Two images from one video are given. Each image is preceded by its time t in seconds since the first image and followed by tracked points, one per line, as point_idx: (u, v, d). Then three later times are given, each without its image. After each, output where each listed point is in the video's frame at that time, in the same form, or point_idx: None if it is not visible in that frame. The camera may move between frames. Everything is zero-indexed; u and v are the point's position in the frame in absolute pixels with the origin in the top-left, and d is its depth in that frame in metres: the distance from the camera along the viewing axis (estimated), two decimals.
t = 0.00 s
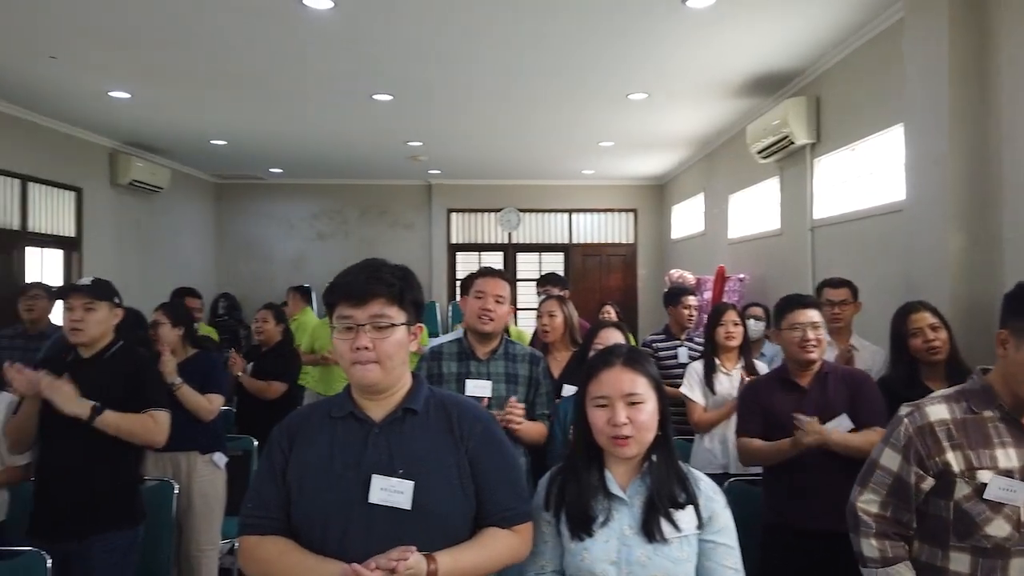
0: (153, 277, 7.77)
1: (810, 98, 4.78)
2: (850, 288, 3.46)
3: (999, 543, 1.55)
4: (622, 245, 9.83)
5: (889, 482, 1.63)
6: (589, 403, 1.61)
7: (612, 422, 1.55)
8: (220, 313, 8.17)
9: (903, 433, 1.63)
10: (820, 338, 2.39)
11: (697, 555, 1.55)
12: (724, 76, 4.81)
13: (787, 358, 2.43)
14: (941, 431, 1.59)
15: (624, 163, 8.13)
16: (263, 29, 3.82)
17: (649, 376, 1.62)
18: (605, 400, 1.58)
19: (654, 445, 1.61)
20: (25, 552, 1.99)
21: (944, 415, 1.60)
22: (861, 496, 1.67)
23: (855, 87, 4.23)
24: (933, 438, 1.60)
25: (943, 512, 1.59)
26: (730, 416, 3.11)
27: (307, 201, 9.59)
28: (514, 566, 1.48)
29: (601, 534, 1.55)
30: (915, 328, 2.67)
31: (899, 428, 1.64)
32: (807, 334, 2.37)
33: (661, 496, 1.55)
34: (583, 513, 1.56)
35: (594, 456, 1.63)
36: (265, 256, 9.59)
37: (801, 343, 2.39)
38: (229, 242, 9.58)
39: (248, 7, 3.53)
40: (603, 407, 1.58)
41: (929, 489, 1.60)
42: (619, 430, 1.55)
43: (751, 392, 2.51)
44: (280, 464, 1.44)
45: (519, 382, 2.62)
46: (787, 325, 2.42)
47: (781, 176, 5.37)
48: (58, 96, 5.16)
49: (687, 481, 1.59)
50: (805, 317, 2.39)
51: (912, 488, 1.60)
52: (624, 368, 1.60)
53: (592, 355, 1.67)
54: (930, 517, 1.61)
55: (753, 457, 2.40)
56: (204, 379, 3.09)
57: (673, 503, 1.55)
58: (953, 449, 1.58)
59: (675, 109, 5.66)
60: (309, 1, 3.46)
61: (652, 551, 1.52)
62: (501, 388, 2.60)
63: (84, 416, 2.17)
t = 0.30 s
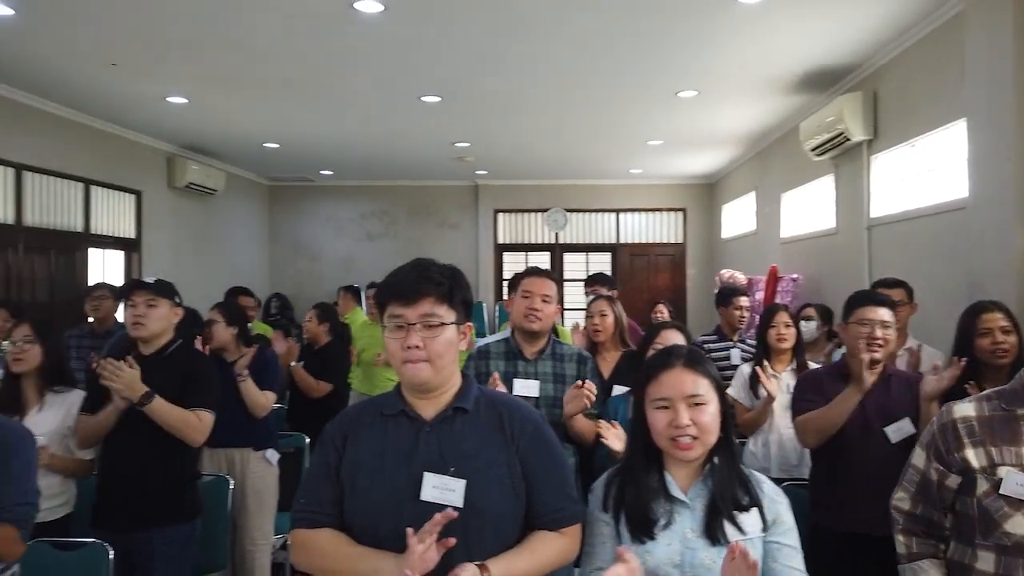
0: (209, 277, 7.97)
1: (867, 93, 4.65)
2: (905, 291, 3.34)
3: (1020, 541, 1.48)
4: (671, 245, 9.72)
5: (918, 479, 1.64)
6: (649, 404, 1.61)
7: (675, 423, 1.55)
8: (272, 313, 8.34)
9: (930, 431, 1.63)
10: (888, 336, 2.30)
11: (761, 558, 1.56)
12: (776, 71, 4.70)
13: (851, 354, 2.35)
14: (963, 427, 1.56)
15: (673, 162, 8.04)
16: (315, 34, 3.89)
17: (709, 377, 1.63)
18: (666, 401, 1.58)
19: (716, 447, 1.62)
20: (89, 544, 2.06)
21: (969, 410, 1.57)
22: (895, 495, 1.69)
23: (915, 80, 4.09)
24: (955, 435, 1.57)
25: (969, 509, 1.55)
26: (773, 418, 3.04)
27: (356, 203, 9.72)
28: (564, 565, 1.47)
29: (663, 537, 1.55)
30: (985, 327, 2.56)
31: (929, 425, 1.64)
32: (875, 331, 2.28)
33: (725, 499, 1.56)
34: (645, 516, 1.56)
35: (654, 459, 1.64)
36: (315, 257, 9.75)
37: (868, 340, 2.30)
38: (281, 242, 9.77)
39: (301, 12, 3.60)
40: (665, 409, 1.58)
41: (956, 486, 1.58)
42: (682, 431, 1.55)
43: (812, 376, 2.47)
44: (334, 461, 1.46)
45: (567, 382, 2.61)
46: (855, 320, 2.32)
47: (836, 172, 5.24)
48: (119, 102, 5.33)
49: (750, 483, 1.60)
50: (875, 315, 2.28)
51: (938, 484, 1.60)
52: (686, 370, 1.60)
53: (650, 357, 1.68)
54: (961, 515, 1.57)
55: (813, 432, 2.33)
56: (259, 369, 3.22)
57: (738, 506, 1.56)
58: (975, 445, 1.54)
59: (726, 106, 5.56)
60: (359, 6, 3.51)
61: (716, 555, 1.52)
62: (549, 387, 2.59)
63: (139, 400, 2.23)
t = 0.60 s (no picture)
0: (265, 277, 8.15)
1: (930, 87, 4.50)
2: (968, 291, 3.24)
3: None
4: (723, 244, 9.58)
5: (949, 492, 1.52)
6: (711, 407, 1.61)
7: (738, 426, 1.55)
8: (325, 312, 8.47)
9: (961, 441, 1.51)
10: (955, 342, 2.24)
11: (828, 564, 1.55)
12: (834, 67, 4.59)
13: (913, 357, 2.29)
14: (994, 437, 1.43)
15: (725, 161, 7.91)
16: (368, 37, 3.94)
17: (773, 379, 1.62)
18: (729, 404, 1.58)
19: (781, 451, 1.62)
20: (153, 536, 2.12)
21: (1000, 419, 1.43)
22: (927, 510, 1.58)
23: (981, 74, 3.95)
24: (987, 444, 1.44)
25: (1002, 523, 1.42)
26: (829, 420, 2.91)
27: (406, 204, 9.82)
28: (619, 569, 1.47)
29: (727, 541, 1.56)
30: None
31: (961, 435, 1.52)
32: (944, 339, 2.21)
33: (789, 504, 1.56)
34: (708, 520, 1.57)
35: (716, 462, 1.64)
36: (367, 257, 9.89)
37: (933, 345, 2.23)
38: (334, 243, 9.93)
39: (354, 16, 3.65)
40: (727, 411, 1.58)
41: (989, 499, 1.45)
42: (746, 435, 1.55)
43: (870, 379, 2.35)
44: (390, 458, 1.47)
45: (618, 383, 2.58)
46: (923, 323, 2.25)
47: (896, 170, 5.09)
48: (180, 107, 5.48)
49: (816, 489, 1.60)
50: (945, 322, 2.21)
51: (970, 497, 1.48)
52: (748, 372, 1.59)
53: (711, 359, 1.67)
54: (995, 530, 1.44)
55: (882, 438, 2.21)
56: (312, 371, 3.28)
57: (803, 511, 1.56)
58: (1007, 456, 1.41)
59: (781, 103, 5.45)
60: (412, 8, 3.55)
61: (782, 561, 1.53)
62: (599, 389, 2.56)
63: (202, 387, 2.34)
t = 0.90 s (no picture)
0: (318, 278, 8.29)
1: (999, 80, 4.34)
2: None
3: None
4: (777, 244, 9.39)
5: (1012, 504, 1.37)
6: (771, 410, 1.57)
7: (801, 430, 1.51)
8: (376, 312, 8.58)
9: None
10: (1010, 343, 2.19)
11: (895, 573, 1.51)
12: (896, 61, 4.45)
13: (967, 359, 2.22)
14: None
15: (779, 158, 7.75)
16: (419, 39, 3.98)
17: (836, 382, 1.57)
18: (790, 407, 1.54)
19: (845, 455, 1.57)
20: (211, 531, 2.17)
21: None
22: (984, 528, 1.41)
23: None
24: None
25: None
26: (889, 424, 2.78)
27: (456, 205, 9.88)
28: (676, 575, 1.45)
29: (788, 549, 1.53)
30: None
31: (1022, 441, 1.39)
32: (998, 340, 2.17)
33: (854, 510, 1.52)
34: (768, 527, 1.54)
35: (776, 467, 1.61)
36: (417, 258, 9.98)
37: (988, 347, 2.18)
38: (385, 244, 10.04)
39: (407, 19, 3.69)
40: (789, 415, 1.54)
41: None
42: (809, 439, 1.51)
43: (924, 385, 2.26)
44: (445, 459, 1.47)
45: (672, 385, 2.55)
46: (977, 325, 2.21)
47: (962, 166, 4.92)
48: (236, 111, 5.62)
49: (882, 495, 1.55)
50: (999, 322, 2.18)
51: None
52: (811, 375, 1.55)
53: (770, 361, 1.64)
54: None
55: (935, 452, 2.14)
56: (368, 370, 3.31)
57: (869, 518, 1.52)
58: None
59: (839, 99, 5.31)
60: (463, 10, 3.57)
61: (846, 568, 1.49)
62: (652, 391, 2.53)
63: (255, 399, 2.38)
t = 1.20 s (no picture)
0: (366, 278, 8.40)
1: None
2: None
3: None
4: (830, 243, 9.19)
5: None
6: (824, 411, 1.54)
7: (854, 432, 1.48)
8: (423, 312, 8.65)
9: None
10: None
11: None
12: (957, 53, 4.31)
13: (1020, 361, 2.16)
14: None
15: (832, 155, 7.58)
16: (467, 40, 4.00)
17: (892, 383, 1.53)
18: (843, 408, 1.51)
19: (900, 459, 1.53)
20: (266, 525, 2.21)
21: None
22: None
23: None
24: None
25: None
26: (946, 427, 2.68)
27: (502, 205, 9.90)
28: None
29: (840, 554, 1.49)
30: None
31: None
32: None
33: (910, 516, 1.47)
34: (820, 531, 1.50)
35: (829, 469, 1.57)
36: (463, 258, 10.03)
37: None
38: (432, 244, 10.12)
39: (454, 20, 3.71)
40: (842, 416, 1.51)
41: None
42: (862, 441, 1.47)
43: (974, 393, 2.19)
44: (496, 458, 1.47)
45: (724, 387, 2.51)
46: None
47: None
48: (287, 114, 5.72)
49: (940, 500, 1.50)
50: None
51: None
52: (865, 375, 1.51)
53: (823, 362, 1.60)
54: None
55: (974, 455, 2.08)
56: (420, 372, 3.37)
57: (926, 524, 1.47)
58: None
59: (896, 94, 5.16)
60: (510, 10, 3.58)
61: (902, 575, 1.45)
62: (703, 394, 2.50)
63: (320, 388, 2.39)
